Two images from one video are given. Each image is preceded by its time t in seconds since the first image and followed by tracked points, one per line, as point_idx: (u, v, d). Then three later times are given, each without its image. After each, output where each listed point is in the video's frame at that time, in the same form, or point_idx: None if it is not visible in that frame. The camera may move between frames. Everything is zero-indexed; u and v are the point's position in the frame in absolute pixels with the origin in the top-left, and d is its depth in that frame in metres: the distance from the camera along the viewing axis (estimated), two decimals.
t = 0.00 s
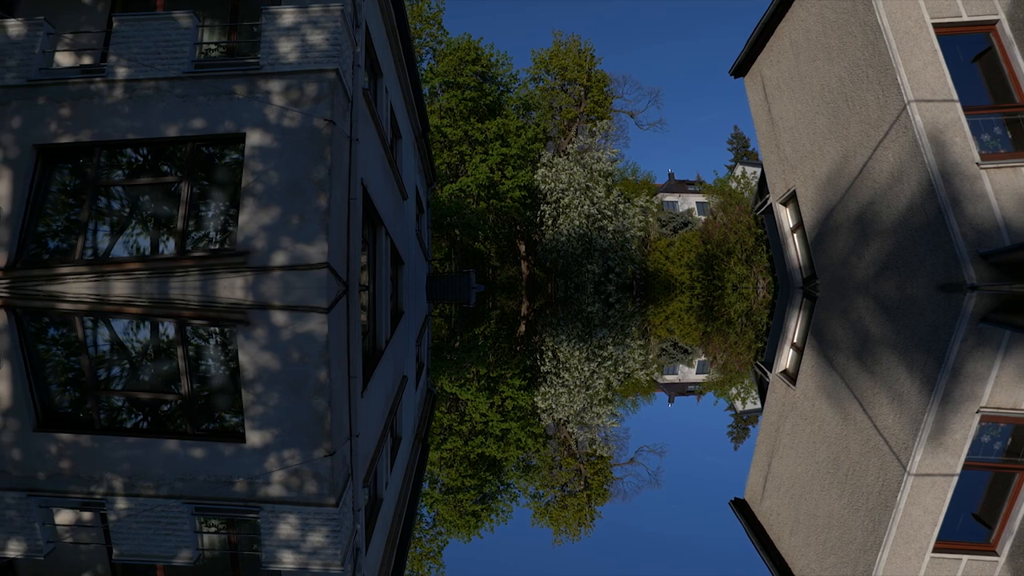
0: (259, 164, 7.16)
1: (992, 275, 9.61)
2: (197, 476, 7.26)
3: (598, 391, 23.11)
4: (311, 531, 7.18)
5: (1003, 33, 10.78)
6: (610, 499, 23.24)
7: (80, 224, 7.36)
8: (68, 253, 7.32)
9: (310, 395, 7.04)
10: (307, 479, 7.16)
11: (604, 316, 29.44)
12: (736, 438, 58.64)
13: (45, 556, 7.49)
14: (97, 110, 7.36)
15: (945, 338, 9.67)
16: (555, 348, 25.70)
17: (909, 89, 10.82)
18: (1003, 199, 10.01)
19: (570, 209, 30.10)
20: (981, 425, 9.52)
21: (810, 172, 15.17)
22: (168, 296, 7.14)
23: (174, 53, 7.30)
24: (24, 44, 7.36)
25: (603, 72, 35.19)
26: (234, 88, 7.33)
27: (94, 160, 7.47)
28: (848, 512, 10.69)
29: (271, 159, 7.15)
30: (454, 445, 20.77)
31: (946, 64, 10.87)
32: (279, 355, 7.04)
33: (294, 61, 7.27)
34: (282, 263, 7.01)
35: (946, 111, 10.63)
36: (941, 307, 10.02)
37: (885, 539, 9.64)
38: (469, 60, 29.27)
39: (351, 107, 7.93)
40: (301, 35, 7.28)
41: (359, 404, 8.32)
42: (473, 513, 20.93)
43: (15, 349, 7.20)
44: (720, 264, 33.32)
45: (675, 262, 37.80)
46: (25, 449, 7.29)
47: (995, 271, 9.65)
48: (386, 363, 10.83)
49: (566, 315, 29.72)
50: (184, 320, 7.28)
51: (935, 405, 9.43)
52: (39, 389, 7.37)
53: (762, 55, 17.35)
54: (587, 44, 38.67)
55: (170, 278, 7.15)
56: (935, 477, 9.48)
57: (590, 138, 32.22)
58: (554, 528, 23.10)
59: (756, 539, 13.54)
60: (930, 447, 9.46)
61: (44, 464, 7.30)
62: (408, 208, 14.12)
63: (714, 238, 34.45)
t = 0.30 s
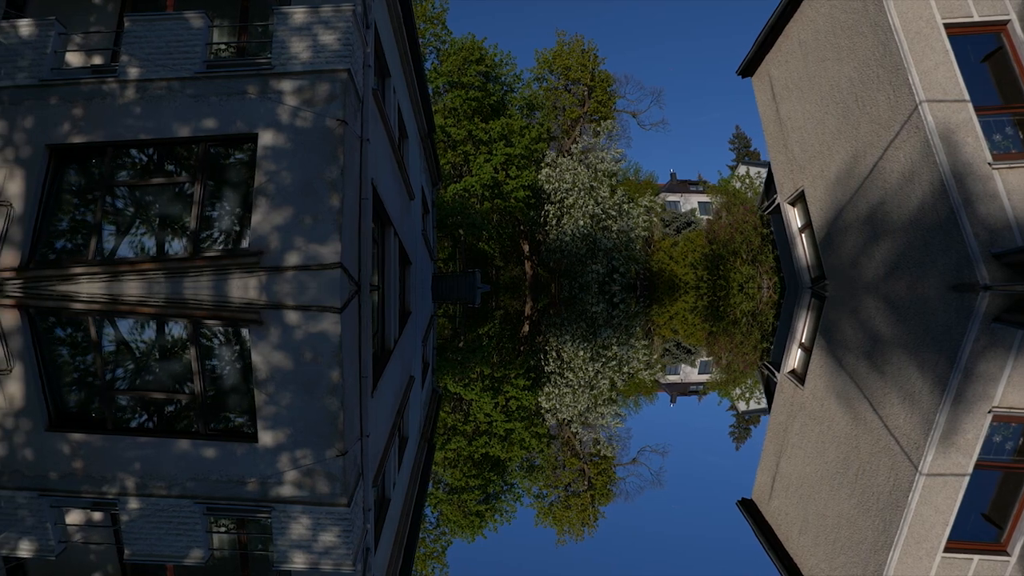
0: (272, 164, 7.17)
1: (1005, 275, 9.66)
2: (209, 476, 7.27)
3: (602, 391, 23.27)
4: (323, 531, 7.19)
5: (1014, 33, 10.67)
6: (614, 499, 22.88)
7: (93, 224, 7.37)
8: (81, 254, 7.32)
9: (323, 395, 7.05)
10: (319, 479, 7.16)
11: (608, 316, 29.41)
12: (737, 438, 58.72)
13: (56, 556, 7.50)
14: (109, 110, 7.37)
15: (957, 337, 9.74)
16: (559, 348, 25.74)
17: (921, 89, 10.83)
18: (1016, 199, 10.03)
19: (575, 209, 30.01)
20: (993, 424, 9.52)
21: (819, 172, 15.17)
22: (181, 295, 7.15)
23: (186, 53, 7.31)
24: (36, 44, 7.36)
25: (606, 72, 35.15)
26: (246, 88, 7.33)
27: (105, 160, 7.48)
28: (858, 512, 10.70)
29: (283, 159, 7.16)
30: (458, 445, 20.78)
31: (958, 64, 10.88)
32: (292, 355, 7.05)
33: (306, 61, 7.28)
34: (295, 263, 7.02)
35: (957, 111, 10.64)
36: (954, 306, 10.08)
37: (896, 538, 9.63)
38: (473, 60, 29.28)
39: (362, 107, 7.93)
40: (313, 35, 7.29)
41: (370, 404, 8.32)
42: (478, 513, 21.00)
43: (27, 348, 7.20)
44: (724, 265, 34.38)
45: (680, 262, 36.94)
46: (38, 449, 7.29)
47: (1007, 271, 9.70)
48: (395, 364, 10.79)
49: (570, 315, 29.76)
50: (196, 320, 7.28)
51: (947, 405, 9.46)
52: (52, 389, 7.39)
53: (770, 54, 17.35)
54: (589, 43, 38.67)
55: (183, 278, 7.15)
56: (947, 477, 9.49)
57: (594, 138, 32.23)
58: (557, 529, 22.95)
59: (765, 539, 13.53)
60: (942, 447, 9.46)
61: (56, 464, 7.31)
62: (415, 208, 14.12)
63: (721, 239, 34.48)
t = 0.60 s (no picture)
0: (281, 164, 7.18)
1: (1015, 275, 9.67)
2: (218, 476, 7.27)
3: (605, 391, 23.14)
4: (331, 531, 7.20)
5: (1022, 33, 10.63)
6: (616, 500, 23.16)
7: (104, 224, 7.38)
8: (90, 253, 7.33)
9: (332, 395, 7.06)
10: (328, 479, 7.17)
11: (611, 316, 29.51)
12: (738, 437, 58.81)
13: (65, 555, 7.51)
14: (118, 110, 7.37)
15: (967, 337, 9.76)
16: (562, 348, 25.79)
17: (930, 89, 10.84)
18: None
19: (578, 209, 29.94)
20: (1002, 424, 9.54)
21: (826, 172, 15.17)
22: (191, 296, 7.15)
23: (195, 53, 7.32)
24: (45, 44, 7.37)
25: (609, 72, 35.15)
26: (254, 88, 7.33)
27: (114, 160, 7.49)
28: (865, 511, 10.70)
29: (292, 159, 7.17)
30: (461, 445, 20.72)
31: (966, 65, 10.87)
32: (301, 355, 7.05)
33: (315, 61, 7.29)
34: (304, 263, 7.02)
35: (966, 111, 10.65)
36: (964, 306, 10.06)
37: (904, 538, 9.60)
38: (476, 60, 29.28)
39: (370, 107, 7.94)
40: (321, 35, 7.30)
41: (378, 404, 8.33)
42: (481, 513, 21.17)
43: (38, 349, 7.20)
44: (728, 264, 32.81)
45: (683, 262, 37.58)
46: (48, 449, 7.30)
47: (1017, 271, 9.73)
48: (400, 365, 10.77)
49: (572, 315, 29.73)
50: (205, 320, 7.29)
51: (956, 405, 9.47)
52: (62, 389, 7.40)
53: (776, 54, 17.33)
54: (592, 44, 38.63)
55: (193, 278, 7.15)
56: (955, 477, 9.48)
57: (597, 138, 32.20)
58: (560, 528, 23.17)
59: (771, 539, 13.51)
60: (951, 447, 9.47)
61: (66, 464, 7.32)
62: (419, 209, 14.09)
63: (724, 238, 33.57)
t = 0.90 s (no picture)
0: (294, 164, 7.18)
1: None
2: (231, 476, 7.27)
3: (610, 391, 23.26)
4: (343, 531, 7.21)
5: None
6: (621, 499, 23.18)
7: (120, 223, 7.39)
8: (103, 253, 7.34)
9: (345, 395, 7.07)
10: (340, 479, 7.18)
11: (616, 317, 29.33)
12: (741, 438, 58.85)
13: (77, 556, 7.51)
14: (130, 110, 7.38)
15: (980, 338, 9.75)
16: (566, 348, 25.73)
17: (942, 88, 10.81)
18: None
19: (582, 209, 29.99)
20: (1014, 424, 9.55)
21: (835, 172, 15.16)
22: (205, 295, 7.15)
23: (206, 52, 7.32)
24: (57, 44, 7.40)
25: (613, 71, 35.14)
26: (267, 87, 7.33)
27: (126, 159, 7.50)
28: (876, 511, 10.70)
29: (305, 159, 7.18)
30: (466, 446, 20.72)
31: (978, 65, 10.87)
32: (315, 355, 7.06)
33: (327, 60, 7.30)
34: (318, 263, 7.02)
35: (979, 111, 10.65)
36: (977, 305, 10.13)
37: (916, 539, 9.58)
38: (480, 59, 29.35)
39: (381, 107, 7.95)
40: (333, 35, 7.31)
41: (388, 404, 8.33)
42: (485, 513, 21.43)
43: (51, 349, 7.19)
44: (735, 263, 32.60)
45: (687, 261, 37.65)
46: (61, 449, 7.31)
47: None
48: (409, 365, 10.75)
49: (577, 315, 29.64)
50: (219, 320, 7.29)
51: (969, 405, 9.47)
52: (75, 389, 7.40)
53: (784, 53, 17.33)
54: (595, 44, 38.67)
55: (207, 278, 7.15)
56: (968, 477, 9.47)
57: (600, 138, 32.19)
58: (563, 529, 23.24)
59: (779, 538, 13.54)
60: (964, 447, 9.45)
61: (79, 464, 7.32)
62: (426, 208, 14.08)
63: (731, 238, 33.23)
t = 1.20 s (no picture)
0: (307, 164, 7.18)
1: None
2: (244, 476, 7.27)
3: (614, 391, 23.10)
4: (354, 531, 7.22)
5: None
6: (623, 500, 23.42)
7: (133, 224, 7.39)
8: (117, 253, 7.35)
9: (358, 394, 7.07)
10: (352, 479, 7.18)
11: (620, 317, 29.27)
12: (744, 438, 58.81)
13: (89, 555, 7.57)
14: (143, 110, 7.40)
15: (995, 339, 9.85)
16: (570, 348, 25.58)
17: (954, 88, 10.75)
18: None
19: (586, 209, 29.93)
20: None
21: (845, 172, 15.17)
22: (218, 295, 7.16)
23: (219, 52, 7.35)
24: (70, 44, 7.48)
25: (617, 71, 35.12)
26: (279, 88, 7.34)
27: (139, 159, 7.53)
28: (886, 511, 10.72)
29: (319, 159, 7.19)
30: (470, 445, 20.78)
31: (991, 65, 10.86)
32: (329, 355, 7.06)
33: (339, 60, 7.31)
34: (332, 263, 7.03)
35: (991, 112, 10.62)
36: (989, 305, 10.14)
37: (928, 538, 9.56)
38: (484, 59, 29.38)
39: (393, 107, 7.95)
40: (345, 35, 7.32)
41: (399, 404, 8.33)
42: (489, 513, 21.51)
43: (64, 350, 7.20)
44: (740, 263, 32.53)
45: (691, 262, 37.86)
46: (73, 449, 7.31)
47: None
48: (417, 365, 10.73)
49: (581, 315, 29.65)
50: (232, 319, 7.29)
51: (982, 405, 9.47)
52: (88, 389, 7.42)
53: (792, 53, 17.33)
54: (598, 44, 38.67)
55: (221, 278, 7.16)
56: (980, 477, 9.45)
57: (605, 138, 32.17)
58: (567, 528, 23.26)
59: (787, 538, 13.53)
60: (976, 446, 9.44)
61: (91, 464, 7.32)
62: (433, 208, 14.05)
63: (738, 238, 33.01)
